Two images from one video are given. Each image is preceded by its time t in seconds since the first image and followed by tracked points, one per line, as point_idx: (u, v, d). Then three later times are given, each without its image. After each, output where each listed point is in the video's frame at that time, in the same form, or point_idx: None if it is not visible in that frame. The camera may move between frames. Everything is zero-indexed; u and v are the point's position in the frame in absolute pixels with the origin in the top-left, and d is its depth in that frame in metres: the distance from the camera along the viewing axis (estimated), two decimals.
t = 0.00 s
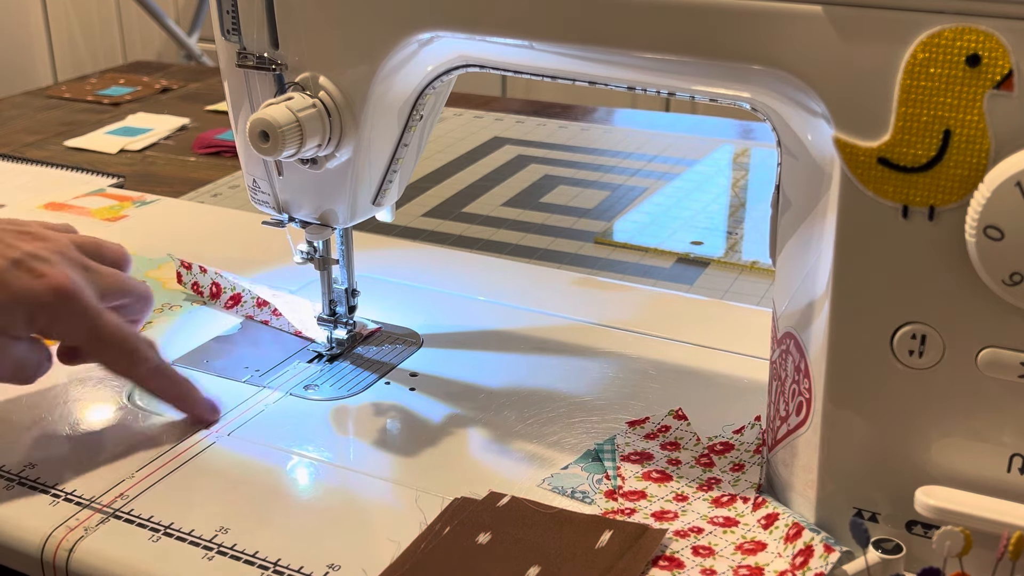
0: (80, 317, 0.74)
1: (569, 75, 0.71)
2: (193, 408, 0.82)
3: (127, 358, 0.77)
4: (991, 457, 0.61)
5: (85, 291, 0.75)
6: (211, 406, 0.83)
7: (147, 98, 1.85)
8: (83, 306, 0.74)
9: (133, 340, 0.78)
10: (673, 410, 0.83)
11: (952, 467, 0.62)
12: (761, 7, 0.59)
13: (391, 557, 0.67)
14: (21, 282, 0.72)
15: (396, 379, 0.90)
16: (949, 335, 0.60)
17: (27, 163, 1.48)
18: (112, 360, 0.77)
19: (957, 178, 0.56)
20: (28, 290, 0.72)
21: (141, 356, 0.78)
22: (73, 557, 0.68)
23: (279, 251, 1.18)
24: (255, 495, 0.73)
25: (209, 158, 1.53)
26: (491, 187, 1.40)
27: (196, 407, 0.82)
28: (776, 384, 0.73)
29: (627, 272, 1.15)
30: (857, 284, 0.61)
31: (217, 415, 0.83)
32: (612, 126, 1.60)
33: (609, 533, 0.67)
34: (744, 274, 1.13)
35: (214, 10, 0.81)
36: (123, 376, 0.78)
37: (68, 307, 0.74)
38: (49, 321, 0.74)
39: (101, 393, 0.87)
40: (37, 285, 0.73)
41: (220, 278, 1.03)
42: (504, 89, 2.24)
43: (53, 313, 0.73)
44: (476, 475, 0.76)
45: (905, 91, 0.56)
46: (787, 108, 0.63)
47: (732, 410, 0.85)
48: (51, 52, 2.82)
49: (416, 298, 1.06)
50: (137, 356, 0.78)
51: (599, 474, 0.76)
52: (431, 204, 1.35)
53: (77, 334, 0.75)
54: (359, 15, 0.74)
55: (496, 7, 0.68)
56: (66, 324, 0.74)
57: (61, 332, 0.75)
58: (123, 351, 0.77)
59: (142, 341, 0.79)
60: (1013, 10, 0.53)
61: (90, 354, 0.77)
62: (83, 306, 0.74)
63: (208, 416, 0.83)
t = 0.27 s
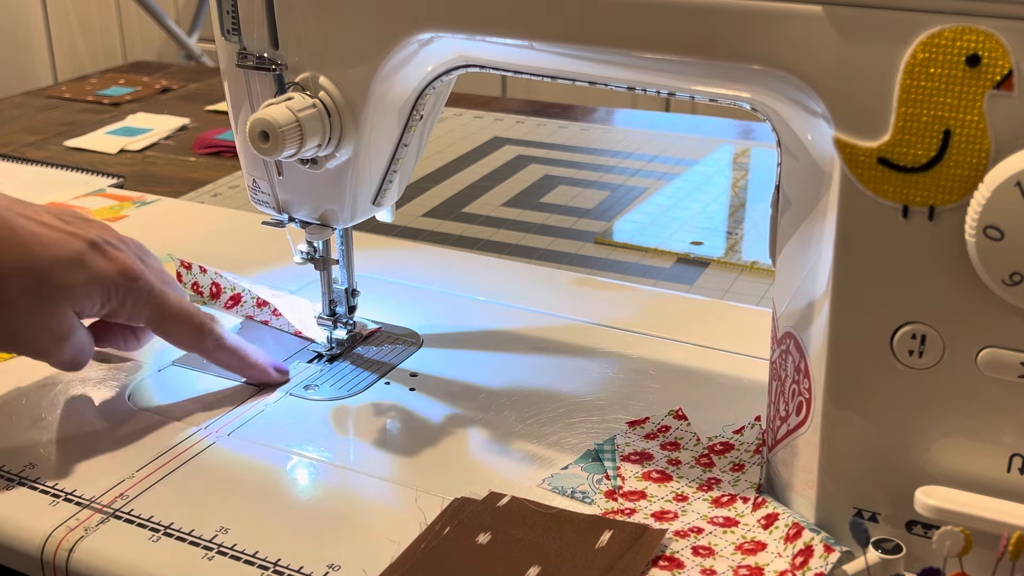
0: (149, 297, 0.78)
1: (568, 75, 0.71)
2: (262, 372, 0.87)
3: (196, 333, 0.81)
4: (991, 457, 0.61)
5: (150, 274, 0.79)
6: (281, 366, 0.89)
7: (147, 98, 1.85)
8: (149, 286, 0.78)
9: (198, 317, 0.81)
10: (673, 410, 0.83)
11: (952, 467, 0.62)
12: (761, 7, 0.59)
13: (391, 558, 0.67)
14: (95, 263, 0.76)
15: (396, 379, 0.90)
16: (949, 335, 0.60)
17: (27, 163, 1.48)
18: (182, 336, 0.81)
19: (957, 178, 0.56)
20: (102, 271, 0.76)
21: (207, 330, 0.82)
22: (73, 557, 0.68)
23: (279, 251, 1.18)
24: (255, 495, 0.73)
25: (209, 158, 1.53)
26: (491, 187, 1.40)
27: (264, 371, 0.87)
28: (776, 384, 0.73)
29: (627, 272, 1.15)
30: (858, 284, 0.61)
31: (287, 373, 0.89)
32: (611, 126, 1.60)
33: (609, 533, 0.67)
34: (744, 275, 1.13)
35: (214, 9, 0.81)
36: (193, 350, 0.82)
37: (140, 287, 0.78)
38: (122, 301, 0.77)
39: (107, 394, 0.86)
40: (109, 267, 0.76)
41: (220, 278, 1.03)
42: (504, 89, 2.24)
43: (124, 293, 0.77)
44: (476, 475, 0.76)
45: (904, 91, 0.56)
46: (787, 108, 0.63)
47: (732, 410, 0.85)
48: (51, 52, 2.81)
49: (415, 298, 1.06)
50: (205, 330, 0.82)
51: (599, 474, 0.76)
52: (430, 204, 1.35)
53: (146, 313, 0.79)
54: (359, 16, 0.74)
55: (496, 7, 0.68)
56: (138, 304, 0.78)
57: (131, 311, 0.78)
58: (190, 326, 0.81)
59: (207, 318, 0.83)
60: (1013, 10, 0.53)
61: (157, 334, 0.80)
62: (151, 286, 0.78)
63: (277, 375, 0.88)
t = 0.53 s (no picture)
0: (50, 333, 0.64)
1: (568, 75, 0.71)
2: (119, 459, 0.72)
3: (74, 394, 0.66)
4: (991, 457, 0.61)
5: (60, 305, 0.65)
6: (146, 460, 0.74)
7: (147, 98, 1.85)
8: (53, 322, 0.64)
9: (84, 377, 0.67)
10: (673, 411, 0.83)
11: (952, 467, 0.62)
12: (761, 6, 0.59)
13: (391, 558, 0.67)
14: None
15: (396, 379, 0.90)
16: (949, 335, 0.60)
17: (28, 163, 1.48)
18: (57, 388, 0.66)
19: (957, 178, 0.56)
20: None
21: (88, 394, 0.67)
22: (73, 558, 0.68)
23: (279, 251, 1.18)
24: (254, 496, 0.73)
25: (210, 158, 1.53)
26: (491, 187, 1.40)
27: (129, 462, 0.73)
28: (776, 384, 0.73)
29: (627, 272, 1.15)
30: (858, 284, 0.61)
31: (150, 470, 0.75)
32: (611, 126, 1.60)
33: (609, 533, 0.67)
34: (744, 275, 1.13)
35: (214, 9, 0.81)
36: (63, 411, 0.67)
37: (43, 318, 0.63)
38: (16, 328, 0.63)
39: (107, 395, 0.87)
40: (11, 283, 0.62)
41: (220, 278, 1.03)
42: (504, 89, 2.24)
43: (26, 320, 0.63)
44: (476, 475, 0.76)
45: (905, 90, 0.56)
46: (787, 108, 0.63)
47: (732, 410, 0.85)
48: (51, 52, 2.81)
49: (415, 298, 1.06)
50: (84, 396, 0.67)
51: (599, 474, 0.76)
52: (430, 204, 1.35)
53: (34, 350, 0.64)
54: (360, 16, 0.74)
55: (497, 7, 0.68)
56: (31, 336, 0.63)
57: (19, 340, 0.64)
58: (73, 385, 0.66)
59: (92, 380, 0.68)
60: (1013, 10, 0.53)
61: (31, 374, 0.66)
62: (53, 323, 0.64)
63: (140, 471, 0.74)
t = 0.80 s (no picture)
0: (24, 347, 0.67)
1: (569, 75, 0.71)
2: (103, 475, 0.72)
3: (53, 407, 0.69)
4: (990, 457, 0.61)
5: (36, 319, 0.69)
6: (133, 472, 0.74)
7: (147, 98, 1.85)
8: (29, 336, 0.67)
9: (62, 389, 0.70)
10: (673, 411, 0.83)
11: (952, 467, 0.62)
12: (761, 7, 0.59)
13: (391, 558, 0.67)
14: None
15: (396, 379, 0.90)
16: (949, 335, 0.60)
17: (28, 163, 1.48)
18: (37, 401, 0.69)
19: (957, 178, 0.56)
20: None
21: (67, 405, 0.70)
22: (74, 558, 0.68)
23: (279, 251, 1.18)
24: (254, 496, 0.73)
25: (209, 158, 1.53)
26: (491, 187, 1.40)
27: (110, 473, 0.73)
28: (776, 384, 0.73)
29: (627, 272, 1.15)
30: (858, 284, 0.61)
31: (137, 482, 0.74)
32: (611, 126, 1.60)
33: (609, 533, 0.67)
34: (744, 275, 1.13)
35: (215, 9, 0.81)
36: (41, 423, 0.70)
37: (16, 333, 0.67)
38: None
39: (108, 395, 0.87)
40: None
41: (220, 278, 1.03)
42: (504, 89, 2.24)
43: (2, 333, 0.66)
44: (476, 475, 0.76)
45: (905, 90, 0.56)
46: (787, 108, 0.63)
47: (732, 410, 0.85)
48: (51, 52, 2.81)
49: (415, 298, 1.06)
50: (63, 407, 0.70)
51: (599, 474, 0.76)
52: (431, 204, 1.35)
53: (12, 364, 0.68)
54: (360, 15, 0.74)
55: (497, 7, 0.68)
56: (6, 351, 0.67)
57: None
58: (50, 396, 0.69)
59: (72, 393, 0.71)
60: (1013, 10, 0.53)
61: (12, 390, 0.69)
62: (28, 337, 0.67)
63: (127, 483, 0.73)
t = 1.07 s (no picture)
0: (31, 345, 0.67)
1: (569, 75, 0.71)
2: (104, 476, 0.72)
3: (58, 405, 0.69)
4: (990, 457, 0.61)
5: (43, 317, 0.69)
6: (133, 473, 0.74)
7: (147, 98, 1.85)
8: (35, 334, 0.67)
9: (68, 388, 0.70)
10: (673, 411, 0.83)
11: (952, 467, 0.63)
12: (761, 7, 0.59)
13: (391, 558, 0.67)
14: None
15: (396, 379, 0.90)
16: (949, 335, 0.60)
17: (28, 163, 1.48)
18: (42, 400, 0.69)
19: (957, 178, 0.56)
20: None
21: (72, 404, 0.70)
22: (74, 559, 0.68)
23: (279, 251, 1.18)
24: (255, 496, 0.73)
25: (209, 158, 1.53)
26: (491, 187, 1.40)
27: (112, 472, 0.73)
28: (776, 384, 0.73)
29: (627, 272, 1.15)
30: (858, 284, 0.61)
31: (137, 482, 0.74)
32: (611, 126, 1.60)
33: (609, 533, 0.67)
34: (744, 275, 1.13)
35: (215, 9, 0.81)
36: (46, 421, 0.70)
37: (24, 330, 0.67)
38: None
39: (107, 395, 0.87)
40: None
41: (220, 279, 1.03)
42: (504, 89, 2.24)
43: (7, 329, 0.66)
44: (476, 475, 0.76)
45: (905, 91, 0.56)
46: (787, 108, 0.63)
47: (732, 410, 0.85)
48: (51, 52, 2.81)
49: (415, 298, 1.06)
50: (68, 407, 0.70)
51: (599, 474, 0.76)
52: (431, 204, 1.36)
53: (18, 362, 0.68)
54: (360, 16, 0.74)
55: (497, 7, 0.68)
56: (12, 348, 0.67)
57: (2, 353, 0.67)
58: (55, 395, 0.69)
59: (77, 392, 0.71)
60: (1013, 10, 0.53)
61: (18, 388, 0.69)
62: (35, 334, 0.67)
63: (127, 483, 0.73)
